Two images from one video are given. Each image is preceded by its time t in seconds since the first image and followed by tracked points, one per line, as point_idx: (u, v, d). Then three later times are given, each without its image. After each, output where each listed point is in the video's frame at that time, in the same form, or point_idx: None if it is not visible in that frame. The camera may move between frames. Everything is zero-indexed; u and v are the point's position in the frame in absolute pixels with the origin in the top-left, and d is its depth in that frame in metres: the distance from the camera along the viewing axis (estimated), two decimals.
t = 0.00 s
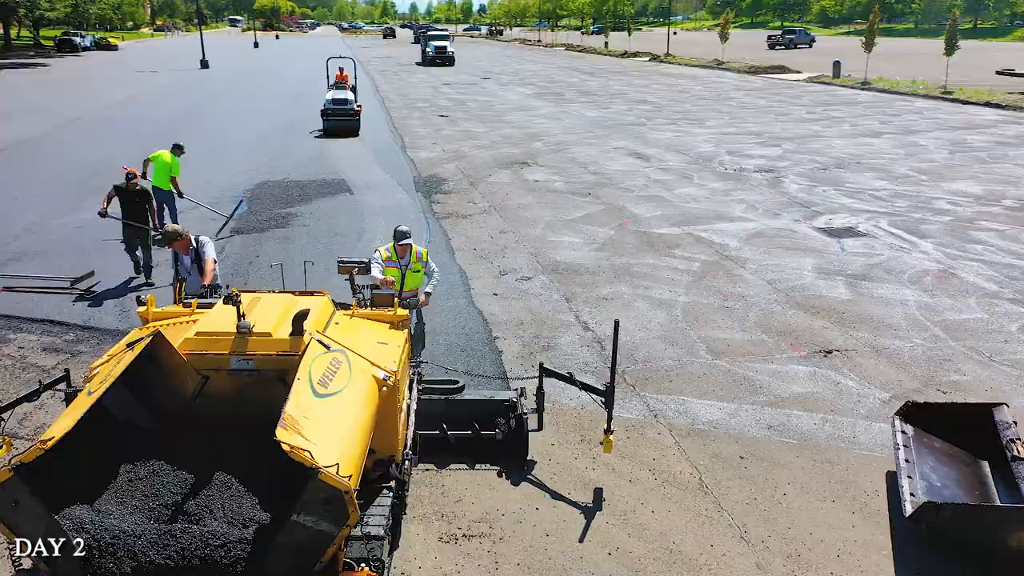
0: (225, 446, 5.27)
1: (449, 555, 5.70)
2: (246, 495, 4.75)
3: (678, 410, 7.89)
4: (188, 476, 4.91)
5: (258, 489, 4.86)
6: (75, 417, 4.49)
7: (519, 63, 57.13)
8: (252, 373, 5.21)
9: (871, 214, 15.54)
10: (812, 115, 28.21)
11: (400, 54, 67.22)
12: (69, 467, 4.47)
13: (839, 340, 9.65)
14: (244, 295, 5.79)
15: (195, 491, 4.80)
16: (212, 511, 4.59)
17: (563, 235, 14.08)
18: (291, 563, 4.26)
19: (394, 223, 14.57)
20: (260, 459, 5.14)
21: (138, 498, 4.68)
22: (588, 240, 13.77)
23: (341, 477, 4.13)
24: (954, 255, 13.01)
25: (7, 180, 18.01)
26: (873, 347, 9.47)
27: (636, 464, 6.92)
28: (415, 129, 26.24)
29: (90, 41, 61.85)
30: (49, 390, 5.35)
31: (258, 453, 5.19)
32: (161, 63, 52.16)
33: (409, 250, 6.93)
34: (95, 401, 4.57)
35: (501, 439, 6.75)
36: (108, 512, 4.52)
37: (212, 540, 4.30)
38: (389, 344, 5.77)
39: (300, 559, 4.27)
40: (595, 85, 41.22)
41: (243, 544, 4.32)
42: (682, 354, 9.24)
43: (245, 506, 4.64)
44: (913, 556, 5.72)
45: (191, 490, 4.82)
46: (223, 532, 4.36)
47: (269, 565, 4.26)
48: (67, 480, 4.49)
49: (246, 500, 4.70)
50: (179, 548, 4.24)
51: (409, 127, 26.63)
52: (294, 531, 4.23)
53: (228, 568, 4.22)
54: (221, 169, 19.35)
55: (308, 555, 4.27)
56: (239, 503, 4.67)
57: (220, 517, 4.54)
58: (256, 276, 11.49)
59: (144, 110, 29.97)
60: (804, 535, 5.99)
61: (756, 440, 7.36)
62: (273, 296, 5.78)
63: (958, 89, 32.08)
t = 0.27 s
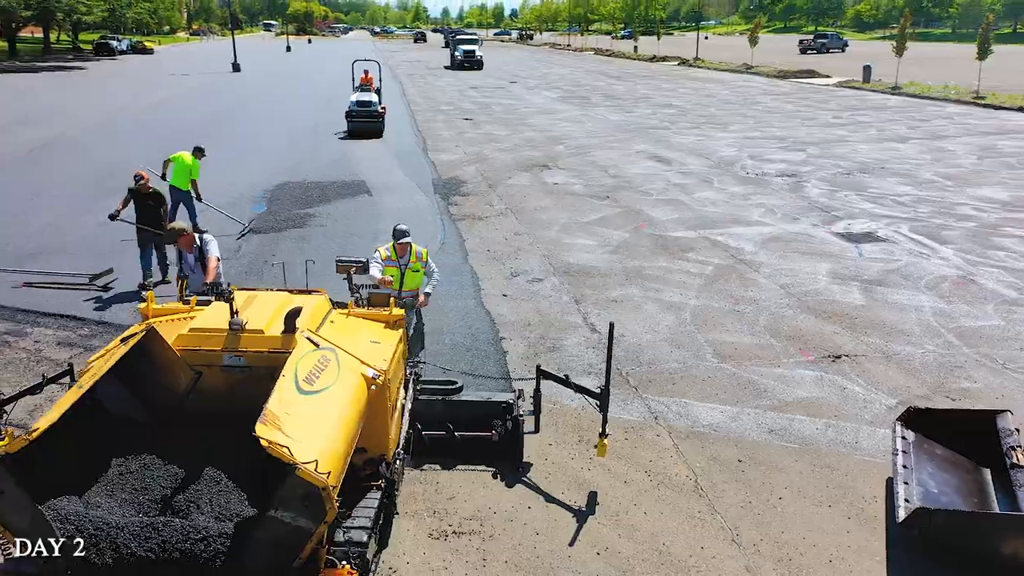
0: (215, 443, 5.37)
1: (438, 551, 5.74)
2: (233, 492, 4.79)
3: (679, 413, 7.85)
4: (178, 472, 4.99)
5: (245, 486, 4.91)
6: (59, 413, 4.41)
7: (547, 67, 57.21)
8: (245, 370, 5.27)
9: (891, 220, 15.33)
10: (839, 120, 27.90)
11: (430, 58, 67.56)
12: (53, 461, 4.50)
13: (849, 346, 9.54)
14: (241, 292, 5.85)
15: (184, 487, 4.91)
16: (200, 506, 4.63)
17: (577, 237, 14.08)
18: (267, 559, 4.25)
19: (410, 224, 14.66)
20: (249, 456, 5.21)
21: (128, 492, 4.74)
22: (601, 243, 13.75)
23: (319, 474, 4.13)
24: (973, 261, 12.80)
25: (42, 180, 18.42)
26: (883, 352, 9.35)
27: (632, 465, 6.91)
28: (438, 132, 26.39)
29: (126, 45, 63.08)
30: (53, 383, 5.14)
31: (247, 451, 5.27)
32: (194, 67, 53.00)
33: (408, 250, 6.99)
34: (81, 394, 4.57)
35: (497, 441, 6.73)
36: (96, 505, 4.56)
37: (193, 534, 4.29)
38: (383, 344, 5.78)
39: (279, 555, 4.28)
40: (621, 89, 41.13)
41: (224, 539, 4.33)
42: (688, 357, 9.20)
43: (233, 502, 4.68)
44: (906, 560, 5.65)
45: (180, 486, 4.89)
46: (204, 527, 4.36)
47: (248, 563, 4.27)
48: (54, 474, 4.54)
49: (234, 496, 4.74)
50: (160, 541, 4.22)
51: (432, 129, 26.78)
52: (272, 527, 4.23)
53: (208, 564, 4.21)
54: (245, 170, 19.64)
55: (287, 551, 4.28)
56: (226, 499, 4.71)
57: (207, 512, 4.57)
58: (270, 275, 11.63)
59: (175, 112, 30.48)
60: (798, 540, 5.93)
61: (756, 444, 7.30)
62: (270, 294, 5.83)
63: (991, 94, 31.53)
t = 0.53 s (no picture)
0: (208, 439, 5.44)
1: (427, 547, 5.77)
2: (223, 487, 4.84)
3: (680, 415, 7.82)
4: (170, 467, 5.06)
5: (234, 481, 4.95)
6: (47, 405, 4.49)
7: (576, 71, 57.21)
8: (237, 367, 5.34)
9: (913, 225, 15.11)
10: (868, 124, 27.54)
11: (459, 62, 67.85)
12: (43, 452, 4.60)
13: (859, 351, 9.43)
14: (238, 290, 5.94)
15: (174, 481, 4.95)
16: (189, 501, 4.68)
17: (593, 240, 14.07)
18: (246, 554, 4.26)
19: (426, 226, 14.75)
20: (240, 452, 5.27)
21: (119, 485, 4.83)
22: (616, 246, 13.73)
23: (297, 470, 4.11)
24: (994, 268, 12.56)
25: (72, 180, 18.86)
26: (893, 358, 9.23)
27: (628, 466, 6.89)
28: (462, 135, 26.52)
29: (162, 50, 64.34)
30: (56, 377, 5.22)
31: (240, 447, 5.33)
32: (227, 71, 53.87)
33: (407, 250, 7.05)
34: (69, 388, 4.60)
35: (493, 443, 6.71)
36: (87, 496, 4.67)
37: (173, 528, 4.30)
38: (377, 342, 5.78)
39: (256, 550, 4.26)
40: (648, 93, 41.00)
41: (204, 533, 4.32)
42: (693, 360, 9.16)
43: (221, 497, 4.73)
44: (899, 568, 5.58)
45: (171, 480, 4.94)
46: (185, 521, 4.37)
47: (227, 556, 4.24)
48: (42, 466, 4.64)
49: (222, 492, 4.77)
50: (141, 535, 4.25)
51: (456, 133, 26.91)
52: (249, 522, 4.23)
53: (188, 557, 4.21)
54: (269, 172, 19.93)
55: (264, 546, 4.26)
56: (214, 494, 4.77)
57: (195, 507, 4.62)
58: (284, 275, 11.80)
59: (204, 115, 30.98)
60: (788, 543, 5.88)
61: (756, 448, 7.24)
62: (267, 292, 5.89)
63: None
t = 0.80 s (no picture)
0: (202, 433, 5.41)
1: (417, 542, 5.82)
2: (212, 482, 4.76)
3: (681, 417, 7.79)
4: (161, 462, 5.04)
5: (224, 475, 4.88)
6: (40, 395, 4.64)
7: (603, 75, 57.13)
8: (229, 364, 5.45)
9: (934, 231, 14.88)
10: (896, 129, 27.16)
11: (487, 66, 68.06)
12: (36, 441, 4.68)
13: (868, 355, 9.32)
14: (235, 287, 6.06)
15: (165, 475, 4.93)
16: (176, 495, 4.63)
17: (607, 242, 14.04)
18: (224, 546, 4.35)
19: (442, 227, 14.84)
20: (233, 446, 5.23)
21: (111, 478, 4.83)
22: (630, 248, 13.70)
23: (274, 466, 4.20)
24: (1015, 274, 12.33)
25: (100, 180, 19.23)
26: (903, 363, 9.11)
27: (624, 466, 6.88)
28: (485, 138, 26.61)
29: (195, 53, 65.39)
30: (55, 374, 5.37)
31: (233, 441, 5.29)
32: (258, 73, 54.59)
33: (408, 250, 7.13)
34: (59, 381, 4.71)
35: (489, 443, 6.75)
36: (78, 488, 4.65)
37: (156, 521, 4.32)
38: (370, 340, 5.84)
39: (235, 544, 4.36)
40: (675, 97, 40.84)
41: (184, 526, 4.32)
42: (699, 362, 9.11)
43: (209, 490, 4.68)
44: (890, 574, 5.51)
45: (162, 473, 4.93)
46: (167, 513, 4.37)
47: (204, 548, 4.32)
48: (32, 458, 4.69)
49: (210, 486, 4.71)
50: (124, 526, 4.29)
51: (479, 135, 27.02)
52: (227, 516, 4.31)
53: (168, 549, 4.23)
54: (292, 173, 20.16)
55: (243, 541, 4.36)
56: (202, 487, 4.71)
57: (183, 500, 4.59)
58: (298, 273, 11.94)
59: (233, 117, 31.41)
60: (780, 546, 5.84)
61: (755, 450, 7.19)
62: (265, 290, 6.01)
63: None
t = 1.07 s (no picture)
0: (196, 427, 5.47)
1: (407, 537, 5.86)
2: (199, 476, 4.85)
3: (682, 419, 7.77)
4: (153, 456, 5.12)
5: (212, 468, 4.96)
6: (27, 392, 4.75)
7: (632, 78, 57.02)
8: (223, 360, 5.51)
9: (957, 236, 14.64)
10: (926, 134, 26.75)
11: (516, 70, 68.27)
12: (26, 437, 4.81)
13: (879, 360, 9.21)
14: (234, 284, 6.17)
15: (157, 468, 5.03)
16: (163, 487, 4.74)
17: (622, 245, 14.02)
18: (206, 539, 4.40)
19: (458, 229, 14.92)
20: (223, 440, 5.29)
21: (103, 470, 4.95)
22: (645, 251, 13.66)
23: (253, 460, 4.25)
24: None
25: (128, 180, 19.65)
26: (914, 369, 8.98)
27: (621, 467, 6.88)
28: (508, 141, 26.69)
29: (229, 57, 66.45)
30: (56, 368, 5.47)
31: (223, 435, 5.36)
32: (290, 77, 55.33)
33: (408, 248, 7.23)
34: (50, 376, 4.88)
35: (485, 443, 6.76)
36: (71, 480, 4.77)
37: (141, 514, 4.44)
38: (365, 337, 5.89)
39: (216, 538, 4.40)
40: (702, 101, 40.62)
41: (166, 519, 4.44)
42: (704, 365, 9.07)
43: (196, 484, 4.78)
44: None
45: (154, 467, 5.03)
46: (152, 506, 4.50)
47: (188, 542, 4.40)
48: (23, 447, 4.82)
49: (197, 480, 4.81)
50: (110, 518, 4.41)
51: (503, 138, 27.11)
52: (209, 509, 4.37)
53: (151, 541, 4.36)
54: (315, 174, 20.41)
55: (224, 535, 4.39)
56: (189, 480, 4.82)
57: (171, 493, 4.70)
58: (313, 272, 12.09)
59: (261, 119, 31.88)
60: (772, 550, 5.80)
61: (754, 454, 7.14)
62: (263, 288, 6.09)
63: None
